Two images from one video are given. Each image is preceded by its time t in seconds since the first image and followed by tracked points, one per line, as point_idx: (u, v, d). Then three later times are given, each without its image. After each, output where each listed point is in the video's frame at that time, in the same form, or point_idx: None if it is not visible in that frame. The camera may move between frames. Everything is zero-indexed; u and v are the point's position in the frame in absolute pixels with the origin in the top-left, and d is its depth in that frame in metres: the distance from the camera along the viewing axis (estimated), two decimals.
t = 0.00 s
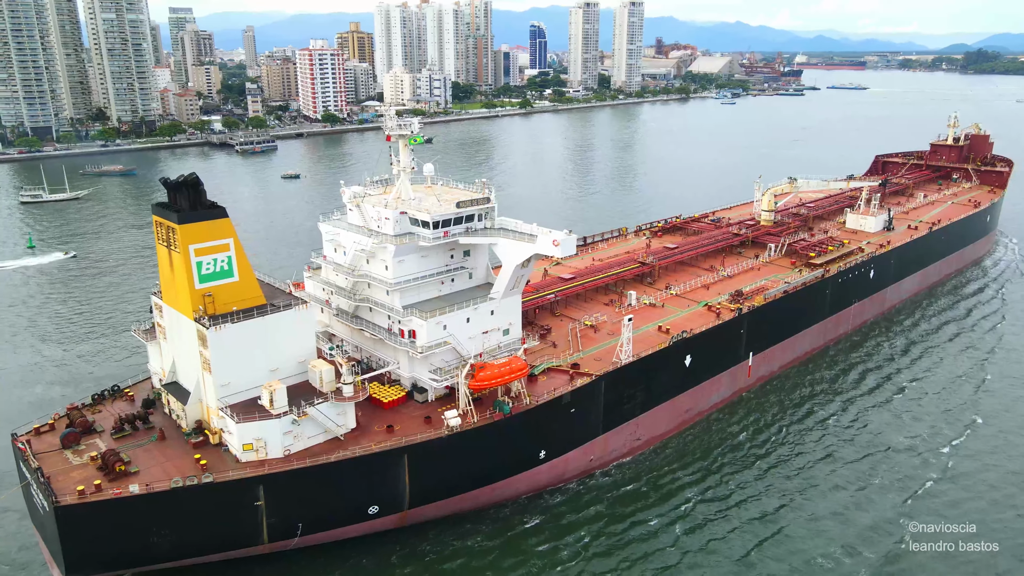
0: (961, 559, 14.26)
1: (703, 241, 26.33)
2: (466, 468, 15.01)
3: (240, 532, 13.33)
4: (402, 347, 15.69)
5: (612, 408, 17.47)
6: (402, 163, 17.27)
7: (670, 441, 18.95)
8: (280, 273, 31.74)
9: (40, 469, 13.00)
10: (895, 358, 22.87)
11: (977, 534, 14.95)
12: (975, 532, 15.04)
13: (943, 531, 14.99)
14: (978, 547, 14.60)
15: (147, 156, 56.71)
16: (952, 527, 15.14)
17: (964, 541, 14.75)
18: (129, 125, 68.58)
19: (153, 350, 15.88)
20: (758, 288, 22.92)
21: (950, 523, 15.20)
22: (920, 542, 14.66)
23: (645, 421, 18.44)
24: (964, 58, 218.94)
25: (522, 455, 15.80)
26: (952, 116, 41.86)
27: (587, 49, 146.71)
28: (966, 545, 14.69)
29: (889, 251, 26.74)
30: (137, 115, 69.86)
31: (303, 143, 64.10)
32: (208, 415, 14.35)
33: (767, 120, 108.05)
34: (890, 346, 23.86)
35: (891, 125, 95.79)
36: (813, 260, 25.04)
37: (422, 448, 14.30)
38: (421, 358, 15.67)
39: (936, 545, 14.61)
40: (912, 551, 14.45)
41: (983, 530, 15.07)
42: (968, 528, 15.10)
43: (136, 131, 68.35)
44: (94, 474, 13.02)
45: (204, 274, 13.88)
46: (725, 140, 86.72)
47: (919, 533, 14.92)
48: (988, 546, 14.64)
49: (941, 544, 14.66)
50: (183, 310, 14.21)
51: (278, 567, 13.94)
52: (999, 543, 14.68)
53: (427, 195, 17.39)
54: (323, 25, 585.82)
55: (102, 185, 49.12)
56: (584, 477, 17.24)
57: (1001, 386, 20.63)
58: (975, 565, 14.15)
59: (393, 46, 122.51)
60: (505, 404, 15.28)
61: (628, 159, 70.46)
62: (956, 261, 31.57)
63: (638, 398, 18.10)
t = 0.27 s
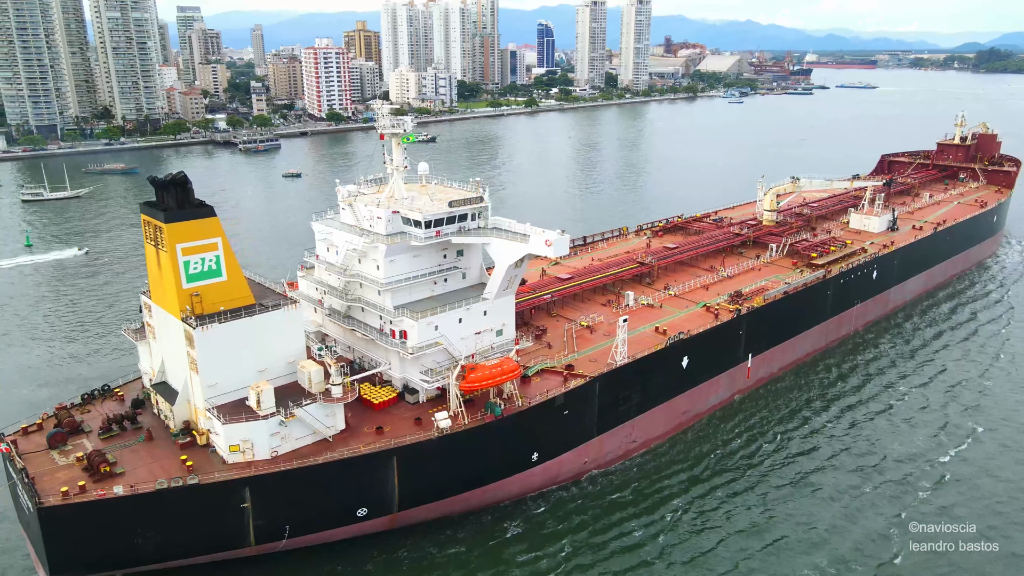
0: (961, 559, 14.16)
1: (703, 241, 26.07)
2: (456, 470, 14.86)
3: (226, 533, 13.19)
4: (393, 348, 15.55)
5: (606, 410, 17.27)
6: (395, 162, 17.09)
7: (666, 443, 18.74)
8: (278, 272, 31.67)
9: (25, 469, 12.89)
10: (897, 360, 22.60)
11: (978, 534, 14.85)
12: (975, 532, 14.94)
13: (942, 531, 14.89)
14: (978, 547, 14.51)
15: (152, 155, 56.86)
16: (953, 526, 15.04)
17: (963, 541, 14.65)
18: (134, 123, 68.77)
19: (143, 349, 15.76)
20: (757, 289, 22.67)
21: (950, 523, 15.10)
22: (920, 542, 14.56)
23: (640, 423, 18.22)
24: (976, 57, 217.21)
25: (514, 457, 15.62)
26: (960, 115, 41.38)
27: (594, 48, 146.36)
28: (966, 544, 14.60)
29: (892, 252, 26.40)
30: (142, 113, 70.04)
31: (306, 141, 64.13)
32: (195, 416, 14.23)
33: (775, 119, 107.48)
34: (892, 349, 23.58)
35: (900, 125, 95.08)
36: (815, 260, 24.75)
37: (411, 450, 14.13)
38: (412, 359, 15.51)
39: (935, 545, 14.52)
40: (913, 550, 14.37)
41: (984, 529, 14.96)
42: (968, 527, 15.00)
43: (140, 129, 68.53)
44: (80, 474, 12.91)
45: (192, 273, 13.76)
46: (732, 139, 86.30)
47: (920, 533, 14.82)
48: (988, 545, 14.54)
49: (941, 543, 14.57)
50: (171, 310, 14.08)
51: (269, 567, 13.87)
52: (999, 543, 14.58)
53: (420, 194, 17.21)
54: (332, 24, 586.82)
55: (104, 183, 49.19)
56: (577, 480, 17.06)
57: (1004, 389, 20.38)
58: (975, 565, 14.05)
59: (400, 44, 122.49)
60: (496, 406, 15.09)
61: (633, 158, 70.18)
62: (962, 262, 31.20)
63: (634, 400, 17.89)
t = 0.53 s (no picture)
0: (961, 560, 14.16)
1: (705, 241, 25.85)
2: (448, 472, 14.74)
3: (215, 534, 13.11)
4: (385, 348, 15.42)
5: (602, 412, 17.10)
6: (389, 161, 16.94)
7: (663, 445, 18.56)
8: (279, 270, 31.67)
9: (12, 469, 12.83)
10: (900, 364, 22.35)
11: (978, 535, 14.86)
12: (975, 532, 14.96)
13: (942, 531, 14.90)
14: (978, 547, 14.51)
15: (157, 153, 57.07)
16: (953, 527, 15.04)
17: (963, 541, 14.68)
18: (141, 121, 69.03)
19: (136, 349, 15.71)
20: (759, 289, 22.42)
21: (951, 523, 15.10)
22: (920, 543, 14.57)
23: (637, 425, 18.05)
24: (991, 56, 215.13)
25: (507, 459, 15.48)
26: (969, 114, 40.88)
27: (602, 47, 145.90)
28: (966, 545, 14.60)
29: (898, 253, 26.05)
30: (149, 112, 70.30)
31: (312, 140, 64.20)
32: (185, 416, 14.15)
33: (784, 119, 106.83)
34: (895, 352, 23.32)
35: (912, 125, 94.19)
36: (818, 261, 24.47)
37: (401, 452, 13.99)
38: (404, 360, 15.39)
39: (936, 545, 14.53)
40: (914, 550, 14.39)
41: (984, 530, 14.97)
42: (968, 527, 15.00)
43: (147, 128, 68.78)
44: (67, 474, 12.84)
45: (181, 272, 13.68)
46: (740, 138, 85.85)
47: (919, 533, 14.84)
48: (988, 545, 14.55)
49: (941, 544, 14.58)
50: (161, 309, 14.00)
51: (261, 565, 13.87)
52: (999, 543, 14.59)
53: (415, 193, 17.06)
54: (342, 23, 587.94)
55: (108, 182, 49.36)
56: (572, 482, 16.90)
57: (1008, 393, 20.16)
58: (975, 565, 14.07)
59: (408, 43, 122.46)
60: (489, 407, 14.94)
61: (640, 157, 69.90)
62: (969, 263, 30.83)
63: (630, 401, 17.71)
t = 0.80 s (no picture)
0: (961, 560, 14.25)
1: (706, 241, 25.61)
2: (439, 474, 14.61)
3: (201, 535, 13.03)
4: (376, 348, 15.31)
5: (597, 413, 16.94)
6: (383, 160, 16.83)
7: (659, 447, 18.38)
8: (279, 268, 31.65)
9: None
10: (902, 367, 22.12)
11: (978, 535, 14.93)
12: (976, 532, 15.04)
13: (942, 531, 14.99)
14: (978, 547, 14.59)
15: (163, 151, 57.26)
16: (953, 527, 15.13)
17: (963, 541, 14.75)
18: (147, 120, 69.27)
19: (127, 347, 15.66)
20: (759, 290, 22.18)
21: (951, 523, 15.19)
22: (921, 542, 14.65)
23: (633, 427, 17.88)
24: (1005, 55, 213.08)
25: (500, 461, 15.36)
26: (977, 113, 40.43)
27: (610, 46, 145.41)
28: (966, 545, 14.68)
29: (902, 254, 25.70)
30: (155, 110, 70.53)
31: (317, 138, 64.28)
32: (174, 415, 14.08)
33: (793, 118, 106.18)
34: (897, 355, 23.07)
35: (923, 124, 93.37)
36: (820, 261, 24.18)
37: (390, 454, 13.86)
38: (395, 360, 15.26)
39: (935, 545, 14.61)
40: (914, 549, 14.48)
41: (984, 530, 15.06)
42: (969, 528, 15.08)
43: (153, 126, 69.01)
44: (54, 474, 12.79)
45: (170, 271, 13.61)
46: (747, 138, 85.40)
47: (919, 533, 14.90)
48: (988, 546, 14.63)
49: (941, 543, 14.66)
50: (150, 308, 13.93)
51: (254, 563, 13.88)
52: (1000, 544, 14.67)
53: (408, 192, 16.93)
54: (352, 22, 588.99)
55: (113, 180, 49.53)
56: (566, 485, 16.76)
57: (1010, 398, 19.97)
58: (974, 565, 14.17)
59: (415, 42, 122.40)
60: (480, 409, 14.80)
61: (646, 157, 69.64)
62: (975, 265, 30.50)
63: (626, 403, 17.54)
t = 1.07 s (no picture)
0: (961, 560, 14.34)
1: (706, 241, 25.40)
2: (429, 475, 14.51)
3: (189, 535, 12.98)
4: (367, 348, 15.21)
5: (591, 415, 16.80)
6: (377, 158, 16.70)
7: (655, 449, 18.24)
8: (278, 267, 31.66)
9: None
10: (903, 371, 21.92)
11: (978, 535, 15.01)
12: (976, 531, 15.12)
13: (942, 531, 15.07)
14: (978, 547, 14.68)
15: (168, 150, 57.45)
16: (953, 526, 15.22)
17: (964, 541, 14.84)
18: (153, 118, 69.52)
19: (118, 346, 15.62)
20: (759, 291, 21.97)
21: (951, 523, 15.26)
22: (921, 543, 14.74)
23: (628, 429, 17.73)
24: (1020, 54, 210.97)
25: (491, 462, 15.25)
26: (986, 113, 39.99)
27: (619, 44, 144.87)
28: (966, 544, 14.78)
29: (905, 254, 25.42)
30: (161, 109, 70.77)
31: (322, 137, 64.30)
32: (162, 414, 14.02)
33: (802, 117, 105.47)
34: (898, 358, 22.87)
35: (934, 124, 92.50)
36: (821, 262, 23.95)
37: (379, 454, 13.76)
38: (386, 360, 15.15)
39: (936, 545, 14.68)
40: (913, 550, 14.55)
41: (983, 529, 15.14)
42: (969, 527, 15.17)
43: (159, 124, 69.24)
44: (41, 473, 12.77)
45: (159, 270, 13.56)
46: (756, 137, 84.94)
47: (920, 534, 14.97)
48: (989, 546, 14.71)
49: (941, 543, 14.74)
50: (138, 306, 13.88)
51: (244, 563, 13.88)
52: (1000, 543, 14.75)
53: (402, 191, 16.80)
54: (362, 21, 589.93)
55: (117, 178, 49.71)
56: (559, 487, 16.65)
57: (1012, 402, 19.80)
58: (974, 565, 14.23)
59: (423, 40, 122.32)
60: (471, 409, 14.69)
61: (652, 156, 69.32)
62: (981, 266, 30.16)
63: (621, 404, 17.39)
